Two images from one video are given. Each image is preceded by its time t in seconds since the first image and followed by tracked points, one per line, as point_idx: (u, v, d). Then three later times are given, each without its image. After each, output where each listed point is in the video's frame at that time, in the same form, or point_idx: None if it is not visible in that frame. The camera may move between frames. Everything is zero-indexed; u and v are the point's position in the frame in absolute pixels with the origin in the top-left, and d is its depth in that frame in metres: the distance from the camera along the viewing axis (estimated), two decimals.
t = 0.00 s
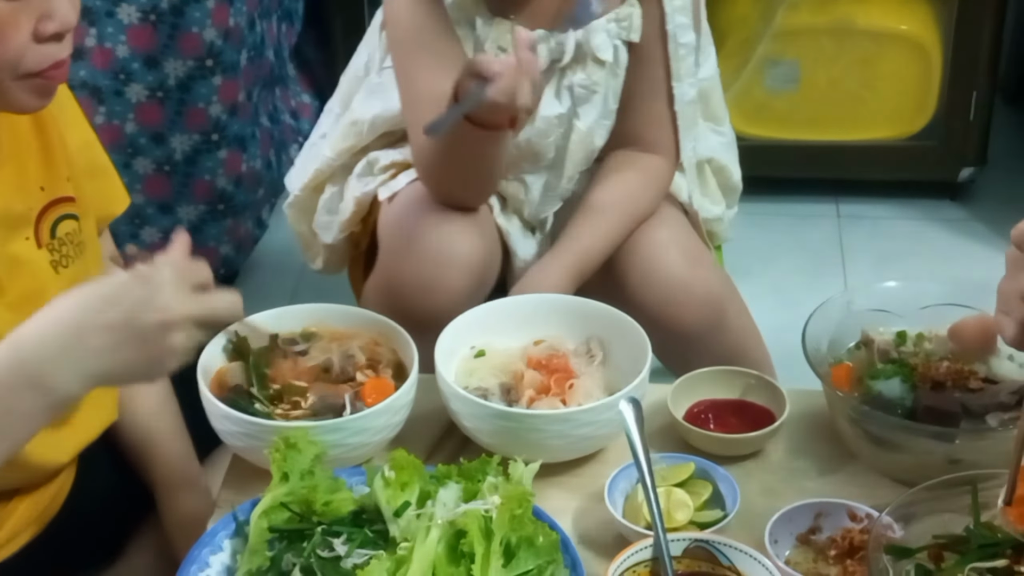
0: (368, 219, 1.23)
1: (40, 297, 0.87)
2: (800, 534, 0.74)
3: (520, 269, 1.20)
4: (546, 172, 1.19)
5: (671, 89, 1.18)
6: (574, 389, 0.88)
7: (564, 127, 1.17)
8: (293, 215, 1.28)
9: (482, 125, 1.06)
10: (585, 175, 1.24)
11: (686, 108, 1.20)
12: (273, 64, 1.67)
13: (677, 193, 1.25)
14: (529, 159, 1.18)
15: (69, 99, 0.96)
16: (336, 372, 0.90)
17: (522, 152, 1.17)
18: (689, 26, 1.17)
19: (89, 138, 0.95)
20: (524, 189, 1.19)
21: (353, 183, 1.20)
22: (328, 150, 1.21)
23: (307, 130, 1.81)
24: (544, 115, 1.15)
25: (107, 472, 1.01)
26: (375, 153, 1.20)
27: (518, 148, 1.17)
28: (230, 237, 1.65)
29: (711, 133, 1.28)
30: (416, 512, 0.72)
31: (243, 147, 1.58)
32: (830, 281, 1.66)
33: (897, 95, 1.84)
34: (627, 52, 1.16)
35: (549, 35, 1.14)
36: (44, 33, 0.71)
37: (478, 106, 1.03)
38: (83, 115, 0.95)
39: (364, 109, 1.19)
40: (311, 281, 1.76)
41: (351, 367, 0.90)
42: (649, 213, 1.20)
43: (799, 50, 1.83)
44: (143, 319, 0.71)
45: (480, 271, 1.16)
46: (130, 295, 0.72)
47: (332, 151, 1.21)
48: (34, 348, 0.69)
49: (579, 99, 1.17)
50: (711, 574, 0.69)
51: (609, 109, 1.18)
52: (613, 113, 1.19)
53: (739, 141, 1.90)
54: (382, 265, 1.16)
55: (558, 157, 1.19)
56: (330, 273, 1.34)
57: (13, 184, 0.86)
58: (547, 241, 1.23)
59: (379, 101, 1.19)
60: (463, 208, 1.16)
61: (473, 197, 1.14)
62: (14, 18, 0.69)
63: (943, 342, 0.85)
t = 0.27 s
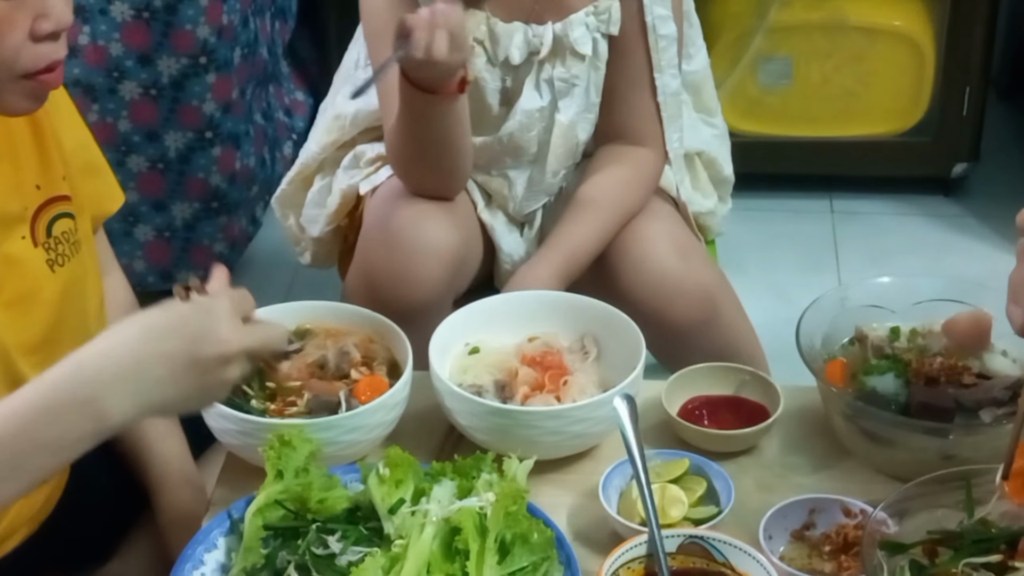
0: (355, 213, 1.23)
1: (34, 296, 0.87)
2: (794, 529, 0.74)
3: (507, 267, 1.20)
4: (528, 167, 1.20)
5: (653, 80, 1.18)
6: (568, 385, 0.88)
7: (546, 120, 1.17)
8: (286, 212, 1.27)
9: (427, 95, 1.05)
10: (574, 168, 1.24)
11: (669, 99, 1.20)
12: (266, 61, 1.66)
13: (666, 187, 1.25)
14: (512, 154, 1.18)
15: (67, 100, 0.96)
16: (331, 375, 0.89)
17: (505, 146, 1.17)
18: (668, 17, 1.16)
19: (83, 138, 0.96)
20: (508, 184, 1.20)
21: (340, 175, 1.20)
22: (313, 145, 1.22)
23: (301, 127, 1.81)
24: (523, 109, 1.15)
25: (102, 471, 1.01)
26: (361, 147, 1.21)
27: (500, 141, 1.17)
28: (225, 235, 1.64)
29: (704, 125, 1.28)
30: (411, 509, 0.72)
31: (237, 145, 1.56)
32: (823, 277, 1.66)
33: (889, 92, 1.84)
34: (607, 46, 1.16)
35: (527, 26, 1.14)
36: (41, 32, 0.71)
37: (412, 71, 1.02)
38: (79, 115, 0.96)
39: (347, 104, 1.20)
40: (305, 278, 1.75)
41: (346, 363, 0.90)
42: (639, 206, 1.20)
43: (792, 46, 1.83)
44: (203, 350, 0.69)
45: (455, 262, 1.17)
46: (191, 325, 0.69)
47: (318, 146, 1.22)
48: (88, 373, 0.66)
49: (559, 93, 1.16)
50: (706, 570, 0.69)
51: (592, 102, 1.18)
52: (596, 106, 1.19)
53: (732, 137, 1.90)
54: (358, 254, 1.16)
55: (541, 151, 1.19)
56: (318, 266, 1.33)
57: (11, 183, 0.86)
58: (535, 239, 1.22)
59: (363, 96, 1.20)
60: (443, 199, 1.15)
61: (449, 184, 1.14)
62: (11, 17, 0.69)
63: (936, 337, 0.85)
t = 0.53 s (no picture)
0: (350, 207, 1.22)
1: (33, 292, 0.86)
2: (789, 521, 0.74)
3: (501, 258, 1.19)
4: (524, 162, 1.19)
5: (646, 73, 1.18)
6: (563, 376, 0.88)
7: (538, 114, 1.16)
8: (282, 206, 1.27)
9: (413, 79, 1.04)
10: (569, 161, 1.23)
11: (661, 91, 1.19)
12: (260, 53, 1.65)
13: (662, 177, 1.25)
14: (506, 148, 1.18)
15: (65, 93, 0.96)
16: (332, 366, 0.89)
17: (498, 141, 1.17)
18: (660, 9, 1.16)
19: (83, 132, 0.95)
20: (502, 179, 1.19)
21: (335, 169, 1.20)
22: (306, 140, 1.22)
23: (296, 119, 1.80)
24: (516, 103, 1.15)
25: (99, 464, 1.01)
26: (356, 140, 1.21)
27: (494, 136, 1.17)
28: (219, 228, 1.63)
29: (700, 114, 1.28)
30: (406, 502, 0.72)
31: (231, 137, 1.56)
32: (818, 268, 1.66)
33: (884, 82, 1.84)
34: (599, 39, 1.16)
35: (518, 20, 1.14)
36: (44, 27, 0.70)
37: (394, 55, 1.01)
38: (79, 108, 0.96)
39: (340, 99, 1.21)
40: (299, 270, 1.75)
41: (337, 357, 0.90)
42: (634, 199, 1.20)
43: (785, 38, 1.83)
44: (183, 373, 0.70)
45: (454, 256, 1.16)
46: (173, 348, 0.70)
47: (310, 140, 1.21)
48: (71, 395, 0.66)
49: (552, 87, 1.16)
50: (702, 562, 0.69)
51: (585, 96, 1.18)
52: (589, 98, 1.18)
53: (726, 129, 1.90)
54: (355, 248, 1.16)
55: (536, 146, 1.18)
56: (314, 260, 1.33)
57: (11, 180, 0.85)
58: (531, 231, 1.21)
59: (356, 92, 1.21)
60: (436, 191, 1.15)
61: (444, 179, 1.14)
62: (15, 13, 0.68)
63: (930, 329, 0.85)
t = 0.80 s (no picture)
0: (345, 192, 1.22)
1: (27, 274, 0.86)
2: (784, 504, 0.74)
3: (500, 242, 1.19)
4: (521, 145, 1.18)
5: (644, 55, 1.18)
6: (559, 360, 0.88)
7: (536, 96, 1.15)
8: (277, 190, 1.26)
9: (418, 60, 1.04)
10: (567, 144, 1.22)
11: (659, 74, 1.19)
12: (254, 36, 1.64)
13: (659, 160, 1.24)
14: (504, 132, 1.17)
15: (57, 74, 0.95)
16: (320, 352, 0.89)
17: (496, 123, 1.16)
18: None
19: (77, 113, 0.95)
20: (500, 163, 1.19)
21: (330, 154, 1.19)
22: (302, 125, 1.21)
23: (290, 103, 1.79)
24: (514, 86, 1.14)
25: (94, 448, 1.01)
26: (352, 125, 1.20)
27: (492, 119, 1.16)
28: (214, 212, 1.64)
29: (696, 98, 1.27)
30: (401, 486, 0.72)
31: (226, 121, 1.55)
32: (813, 251, 1.66)
33: (879, 65, 1.84)
34: (597, 21, 1.15)
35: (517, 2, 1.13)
36: (35, 8, 0.70)
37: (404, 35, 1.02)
38: (71, 89, 0.95)
39: (335, 83, 1.20)
40: (293, 255, 1.75)
41: (334, 341, 0.90)
42: (631, 182, 1.19)
43: (779, 20, 1.83)
44: (143, 292, 0.71)
45: (450, 242, 1.16)
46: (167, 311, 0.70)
47: (306, 125, 1.21)
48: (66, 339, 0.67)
49: (550, 70, 1.15)
50: (697, 545, 0.69)
51: (584, 78, 1.17)
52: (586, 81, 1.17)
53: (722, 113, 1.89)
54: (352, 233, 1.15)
55: (534, 129, 1.17)
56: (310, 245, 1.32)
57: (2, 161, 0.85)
58: (530, 213, 1.21)
59: (352, 77, 1.20)
60: (433, 177, 1.15)
61: (441, 163, 1.13)
62: None
63: (926, 312, 0.85)
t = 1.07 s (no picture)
0: (342, 183, 1.21)
1: (20, 265, 0.85)
2: (780, 495, 0.75)
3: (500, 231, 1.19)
4: (520, 133, 1.18)
5: (642, 42, 1.17)
6: (554, 351, 0.88)
7: (535, 84, 1.15)
8: (274, 180, 1.26)
9: (425, 52, 1.03)
10: (564, 133, 1.22)
11: (657, 61, 1.18)
12: (249, 26, 1.62)
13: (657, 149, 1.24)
14: (503, 120, 1.17)
15: (49, 64, 0.95)
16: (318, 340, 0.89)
17: (495, 113, 1.16)
18: None
19: (69, 103, 0.95)
20: (499, 152, 1.18)
21: (327, 146, 1.19)
22: (297, 117, 1.20)
23: (285, 93, 1.78)
24: (514, 74, 1.14)
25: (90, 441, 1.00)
26: (349, 117, 1.19)
27: (491, 108, 1.15)
28: (209, 202, 1.63)
29: (693, 84, 1.26)
30: (396, 476, 0.72)
31: (220, 111, 1.55)
32: (809, 242, 1.66)
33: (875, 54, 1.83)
34: (596, 9, 1.15)
35: None
36: None
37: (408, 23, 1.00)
38: (62, 79, 0.95)
39: (332, 74, 1.18)
40: (288, 246, 1.74)
41: (330, 331, 0.90)
42: (628, 170, 1.19)
43: (776, 8, 1.83)
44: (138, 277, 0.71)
45: (447, 234, 1.16)
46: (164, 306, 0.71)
47: (303, 116, 1.19)
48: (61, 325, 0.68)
49: (549, 57, 1.15)
50: (692, 535, 0.69)
51: (583, 65, 1.16)
52: (585, 68, 1.17)
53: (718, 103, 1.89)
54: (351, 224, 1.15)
55: (533, 117, 1.17)
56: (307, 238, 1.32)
57: None
58: (528, 201, 1.21)
59: (349, 69, 1.18)
60: (430, 168, 1.15)
61: (439, 155, 1.13)
62: None
63: (921, 302, 0.85)
